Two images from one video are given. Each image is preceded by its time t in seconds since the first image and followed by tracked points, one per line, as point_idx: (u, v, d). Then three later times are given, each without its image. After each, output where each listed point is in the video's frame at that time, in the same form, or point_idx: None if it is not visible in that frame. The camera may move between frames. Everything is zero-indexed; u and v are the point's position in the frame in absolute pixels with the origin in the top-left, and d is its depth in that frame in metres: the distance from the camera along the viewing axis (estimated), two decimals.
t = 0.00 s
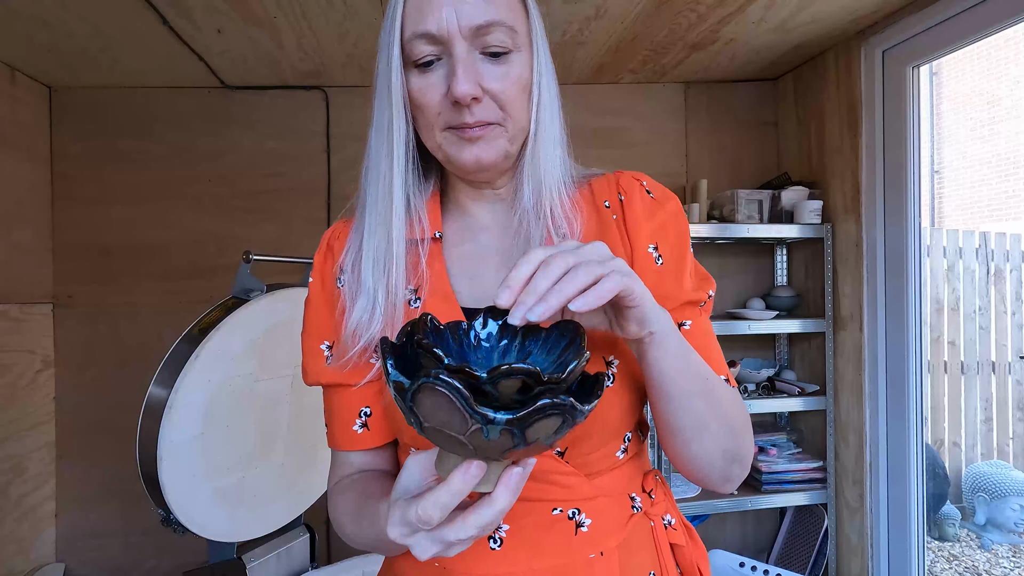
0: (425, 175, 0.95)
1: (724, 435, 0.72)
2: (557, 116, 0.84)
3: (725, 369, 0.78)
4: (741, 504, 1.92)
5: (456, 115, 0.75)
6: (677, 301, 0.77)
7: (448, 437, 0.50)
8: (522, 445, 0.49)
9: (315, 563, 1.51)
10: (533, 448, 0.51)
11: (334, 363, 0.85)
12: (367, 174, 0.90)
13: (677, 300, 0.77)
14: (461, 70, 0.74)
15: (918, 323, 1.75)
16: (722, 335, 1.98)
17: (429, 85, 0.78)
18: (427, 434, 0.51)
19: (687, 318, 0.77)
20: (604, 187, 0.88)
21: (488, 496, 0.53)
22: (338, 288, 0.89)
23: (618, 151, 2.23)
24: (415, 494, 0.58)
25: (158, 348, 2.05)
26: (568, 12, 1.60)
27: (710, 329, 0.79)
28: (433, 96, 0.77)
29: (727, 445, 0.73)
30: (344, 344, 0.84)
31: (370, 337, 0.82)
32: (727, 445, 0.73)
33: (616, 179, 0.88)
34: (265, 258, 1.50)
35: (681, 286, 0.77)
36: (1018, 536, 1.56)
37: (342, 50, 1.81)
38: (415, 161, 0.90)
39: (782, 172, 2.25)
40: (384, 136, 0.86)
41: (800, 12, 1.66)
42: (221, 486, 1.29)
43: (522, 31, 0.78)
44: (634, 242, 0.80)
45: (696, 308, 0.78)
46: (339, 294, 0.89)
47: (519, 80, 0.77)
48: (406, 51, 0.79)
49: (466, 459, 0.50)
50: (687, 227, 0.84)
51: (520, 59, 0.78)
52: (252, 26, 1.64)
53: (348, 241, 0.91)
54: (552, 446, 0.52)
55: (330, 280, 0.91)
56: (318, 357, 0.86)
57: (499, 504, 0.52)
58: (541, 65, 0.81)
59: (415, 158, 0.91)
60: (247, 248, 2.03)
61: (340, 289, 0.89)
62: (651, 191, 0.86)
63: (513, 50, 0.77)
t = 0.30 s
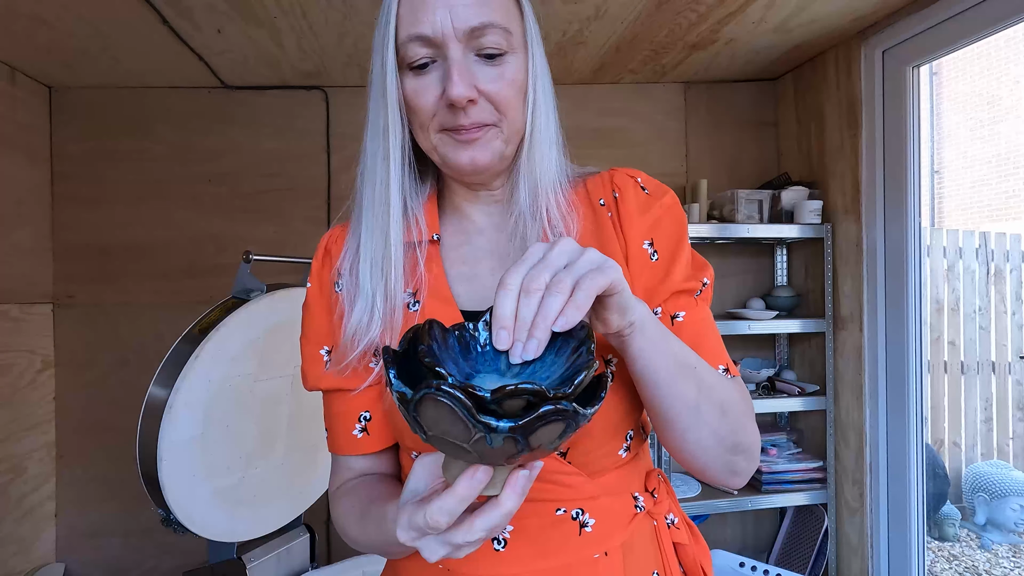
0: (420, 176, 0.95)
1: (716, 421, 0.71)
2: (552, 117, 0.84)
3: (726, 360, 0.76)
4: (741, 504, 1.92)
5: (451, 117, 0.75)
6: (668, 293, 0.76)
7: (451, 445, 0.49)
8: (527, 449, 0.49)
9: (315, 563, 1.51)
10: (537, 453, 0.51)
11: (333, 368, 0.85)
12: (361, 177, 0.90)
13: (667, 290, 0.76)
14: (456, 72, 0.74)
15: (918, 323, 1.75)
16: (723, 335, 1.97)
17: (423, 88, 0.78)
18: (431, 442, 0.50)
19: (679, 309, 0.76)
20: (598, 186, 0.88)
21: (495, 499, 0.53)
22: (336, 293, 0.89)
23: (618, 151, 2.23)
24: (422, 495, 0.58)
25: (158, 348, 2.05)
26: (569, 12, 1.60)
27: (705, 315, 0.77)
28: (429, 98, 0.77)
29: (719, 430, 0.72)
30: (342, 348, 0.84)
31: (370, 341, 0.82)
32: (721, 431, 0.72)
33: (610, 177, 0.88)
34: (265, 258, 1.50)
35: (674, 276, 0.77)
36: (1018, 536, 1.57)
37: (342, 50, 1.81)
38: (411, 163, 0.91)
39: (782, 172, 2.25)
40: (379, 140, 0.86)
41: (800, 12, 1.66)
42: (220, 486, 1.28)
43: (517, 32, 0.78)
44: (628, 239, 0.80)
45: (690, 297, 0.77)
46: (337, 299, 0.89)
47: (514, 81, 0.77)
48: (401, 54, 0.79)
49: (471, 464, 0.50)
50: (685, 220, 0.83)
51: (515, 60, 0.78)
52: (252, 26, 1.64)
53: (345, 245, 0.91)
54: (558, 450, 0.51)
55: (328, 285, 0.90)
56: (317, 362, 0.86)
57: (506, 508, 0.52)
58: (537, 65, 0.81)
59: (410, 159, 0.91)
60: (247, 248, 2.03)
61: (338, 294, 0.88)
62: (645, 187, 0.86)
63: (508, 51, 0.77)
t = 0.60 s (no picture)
0: (420, 177, 0.95)
1: (705, 430, 0.71)
2: (554, 115, 0.84)
3: (716, 373, 0.79)
4: (741, 504, 1.92)
5: (451, 119, 0.75)
6: (672, 297, 0.77)
7: (443, 446, 0.51)
8: (542, 242, 0.52)
9: (315, 563, 1.51)
10: (529, 455, 0.52)
11: (333, 370, 0.85)
12: (361, 180, 0.90)
13: (672, 294, 0.77)
14: (454, 74, 0.74)
15: (918, 323, 1.75)
16: (722, 335, 1.97)
17: (421, 91, 0.78)
18: (426, 442, 0.52)
19: (681, 317, 0.78)
20: (603, 184, 0.88)
21: (493, 500, 0.53)
22: (337, 294, 0.89)
23: (618, 151, 2.23)
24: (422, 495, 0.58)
25: (158, 348, 2.05)
26: (569, 12, 1.60)
27: (703, 326, 0.79)
28: (427, 101, 0.77)
29: (708, 443, 0.73)
30: (343, 351, 0.84)
31: (370, 343, 0.82)
32: (707, 441, 0.72)
33: (615, 176, 0.88)
34: (265, 258, 1.50)
35: (680, 281, 0.78)
36: (1018, 535, 1.57)
37: (342, 50, 1.81)
38: (410, 164, 0.91)
39: (781, 172, 2.25)
40: (378, 142, 0.86)
41: (800, 12, 1.66)
42: (221, 486, 1.28)
43: (515, 32, 0.77)
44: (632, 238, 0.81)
45: (691, 306, 0.78)
46: (338, 300, 0.89)
47: (513, 82, 0.77)
48: (398, 57, 0.79)
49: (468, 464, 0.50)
50: (689, 220, 0.83)
51: (514, 59, 0.77)
52: (252, 26, 1.64)
53: (346, 245, 0.91)
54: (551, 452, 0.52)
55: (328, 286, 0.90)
56: (318, 363, 0.87)
57: (504, 509, 0.52)
58: (536, 64, 0.81)
59: (410, 160, 0.91)
60: (247, 248, 2.03)
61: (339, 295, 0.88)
62: (650, 186, 0.87)
63: (506, 51, 0.77)
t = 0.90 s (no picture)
0: (420, 177, 0.95)
1: (704, 434, 0.72)
2: (554, 115, 0.84)
3: (717, 374, 0.79)
4: (741, 504, 1.92)
5: (451, 122, 0.75)
6: (672, 299, 0.77)
7: (435, 448, 0.50)
8: (490, 346, 0.49)
9: (315, 563, 1.51)
10: (522, 458, 0.50)
11: (332, 372, 0.85)
12: (360, 179, 0.89)
13: (674, 296, 0.77)
14: (453, 76, 0.74)
15: (918, 323, 1.75)
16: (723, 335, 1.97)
17: (421, 92, 0.78)
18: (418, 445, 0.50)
19: (682, 319, 0.78)
20: (605, 184, 0.88)
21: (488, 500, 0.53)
22: (337, 294, 0.89)
23: (618, 151, 2.23)
24: (419, 495, 0.58)
25: (157, 348, 2.05)
26: (569, 12, 1.60)
27: (704, 328, 0.79)
28: (427, 101, 0.77)
29: (707, 446, 0.73)
30: (343, 353, 0.84)
31: (369, 344, 0.82)
32: (706, 445, 0.73)
33: (616, 176, 0.88)
34: (265, 258, 1.50)
35: (683, 283, 0.77)
36: (1018, 535, 1.57)
37: (342, 50, 1.81)
38: (409, 164, 0.91)
39: (781, 172, 2.25)
40: (377, 144, 0.86)
41: (801, 12, 1.66)
42: (221, 486, 1.28)
43: (515, 32, 0.77)
44: (635, 238, 0.81)
45: (694, 308, 0.79)
46: (338, 301, 0.89)
47: (513, 83, 0.77)
48: (398, 58, 0.79)
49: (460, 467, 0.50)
50: (690, 221, 0.84)
51: (515, 59, 0.78)
52: (252, 26, 1.64)
53: (345, 246, 0.91)
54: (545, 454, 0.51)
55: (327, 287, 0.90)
56: (318, 363, 0.87)
57: (500, 509, 0.52)
58: (536, 64, 0.81)
59: (409, 160, 0.91)
60: (247, 248, 2.03)
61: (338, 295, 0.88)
62: (652, 187, 0.86)
63: (506, 51, 0.77)
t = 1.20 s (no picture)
0: (418, 177, 0.95)
1: (703, 432, 0.72)
2: (552, 115, 0.84)
3: (718, 371, 0.78)
4: (741, 504, 1.92)
5: (448, 122, 0.75)
6: (672, 296, 0.77)
7: (428, 439, 0.51)
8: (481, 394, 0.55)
9: (315, 563, 1.51)
10: (517, 448, 0.51)
11: (330, 373, 0.85)
12: (358, 179, 0.89)
13: (674, 293, 0.77)
14: (451, 76, 0.74)
15: (918, 323, 1.75)
16: (722, 335, 1.97)
17: (419, 92, 0.77)
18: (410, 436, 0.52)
19: (682, 316, 0.77)
20: (604, 182, 0.88)
21: (485, 494, 0.53)
22: (334, 294, 0.89)
23: (618, 151, 2.23)
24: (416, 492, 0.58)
25: (158, 348, 2.05)
26: (569, 12, 1.60)
27: (704, 327, 0.79)
28: (424, 102, 0.77)
29: (707, 444, 0.73)
30: (340, 354, 0.84)
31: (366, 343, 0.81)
32: (705, 444, 0.72)
33: (614, 175, 0.88)
34: (265, 258, 1.50)
35: (683, 281, 0.77)
36: (1018, 535, 1.57)
37: (342, 50, 1.81)
38: (406, 163, 0.91)
39: (781, 172, 2.25)
40: (373, 144, 0.86)
41: (800, 12, 1.66)
42: (221, 486, 1.29)
43: (512, 32, 0.77)
44: (633, 236, 0.81)
45: (694, 305, 0.78)
46: (335, 301, 0.89)
47: (510, 83, 0.77)
48: (395, 58, 0.79)
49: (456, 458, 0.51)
50: (688, 219, 0.84)
51: (512, 59, 0.78)
52: (252, 27, 1.64)
53: (343, 245, 0.91)
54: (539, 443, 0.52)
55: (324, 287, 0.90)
56: (317, 364, 0.87)
57: (496, 503, 0.52)
58: (534, 63, 0.81)
59: (405, 159, 0.91)
60: (247, 248, 2.04)
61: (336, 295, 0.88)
62: (650, 185, 0.86)
63: (503, 52, 0.77)
